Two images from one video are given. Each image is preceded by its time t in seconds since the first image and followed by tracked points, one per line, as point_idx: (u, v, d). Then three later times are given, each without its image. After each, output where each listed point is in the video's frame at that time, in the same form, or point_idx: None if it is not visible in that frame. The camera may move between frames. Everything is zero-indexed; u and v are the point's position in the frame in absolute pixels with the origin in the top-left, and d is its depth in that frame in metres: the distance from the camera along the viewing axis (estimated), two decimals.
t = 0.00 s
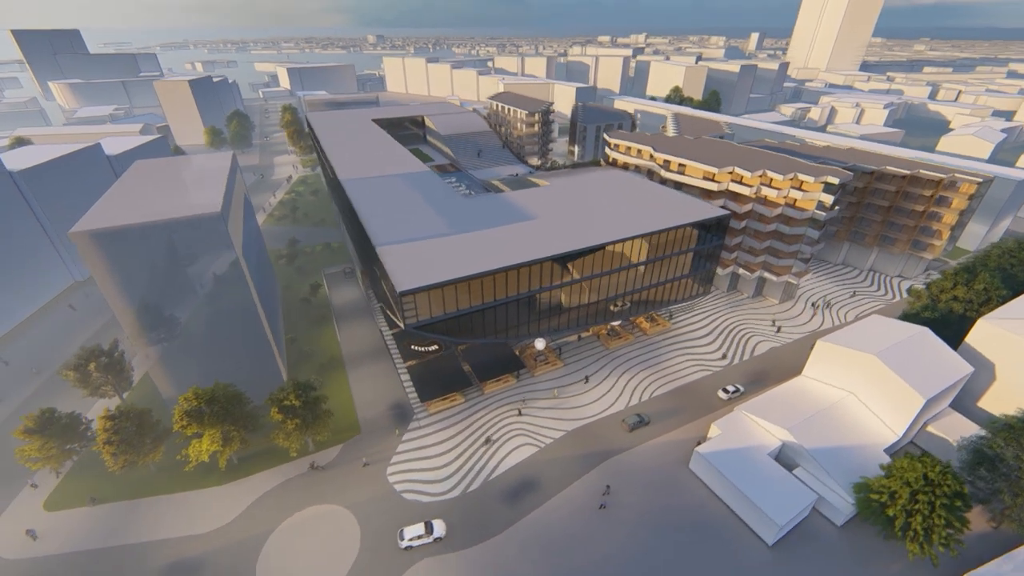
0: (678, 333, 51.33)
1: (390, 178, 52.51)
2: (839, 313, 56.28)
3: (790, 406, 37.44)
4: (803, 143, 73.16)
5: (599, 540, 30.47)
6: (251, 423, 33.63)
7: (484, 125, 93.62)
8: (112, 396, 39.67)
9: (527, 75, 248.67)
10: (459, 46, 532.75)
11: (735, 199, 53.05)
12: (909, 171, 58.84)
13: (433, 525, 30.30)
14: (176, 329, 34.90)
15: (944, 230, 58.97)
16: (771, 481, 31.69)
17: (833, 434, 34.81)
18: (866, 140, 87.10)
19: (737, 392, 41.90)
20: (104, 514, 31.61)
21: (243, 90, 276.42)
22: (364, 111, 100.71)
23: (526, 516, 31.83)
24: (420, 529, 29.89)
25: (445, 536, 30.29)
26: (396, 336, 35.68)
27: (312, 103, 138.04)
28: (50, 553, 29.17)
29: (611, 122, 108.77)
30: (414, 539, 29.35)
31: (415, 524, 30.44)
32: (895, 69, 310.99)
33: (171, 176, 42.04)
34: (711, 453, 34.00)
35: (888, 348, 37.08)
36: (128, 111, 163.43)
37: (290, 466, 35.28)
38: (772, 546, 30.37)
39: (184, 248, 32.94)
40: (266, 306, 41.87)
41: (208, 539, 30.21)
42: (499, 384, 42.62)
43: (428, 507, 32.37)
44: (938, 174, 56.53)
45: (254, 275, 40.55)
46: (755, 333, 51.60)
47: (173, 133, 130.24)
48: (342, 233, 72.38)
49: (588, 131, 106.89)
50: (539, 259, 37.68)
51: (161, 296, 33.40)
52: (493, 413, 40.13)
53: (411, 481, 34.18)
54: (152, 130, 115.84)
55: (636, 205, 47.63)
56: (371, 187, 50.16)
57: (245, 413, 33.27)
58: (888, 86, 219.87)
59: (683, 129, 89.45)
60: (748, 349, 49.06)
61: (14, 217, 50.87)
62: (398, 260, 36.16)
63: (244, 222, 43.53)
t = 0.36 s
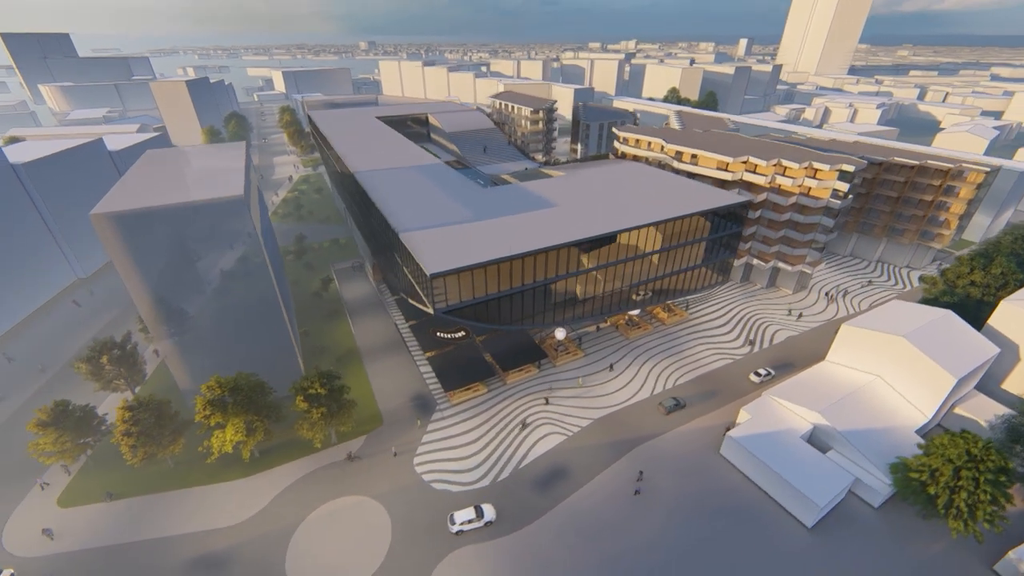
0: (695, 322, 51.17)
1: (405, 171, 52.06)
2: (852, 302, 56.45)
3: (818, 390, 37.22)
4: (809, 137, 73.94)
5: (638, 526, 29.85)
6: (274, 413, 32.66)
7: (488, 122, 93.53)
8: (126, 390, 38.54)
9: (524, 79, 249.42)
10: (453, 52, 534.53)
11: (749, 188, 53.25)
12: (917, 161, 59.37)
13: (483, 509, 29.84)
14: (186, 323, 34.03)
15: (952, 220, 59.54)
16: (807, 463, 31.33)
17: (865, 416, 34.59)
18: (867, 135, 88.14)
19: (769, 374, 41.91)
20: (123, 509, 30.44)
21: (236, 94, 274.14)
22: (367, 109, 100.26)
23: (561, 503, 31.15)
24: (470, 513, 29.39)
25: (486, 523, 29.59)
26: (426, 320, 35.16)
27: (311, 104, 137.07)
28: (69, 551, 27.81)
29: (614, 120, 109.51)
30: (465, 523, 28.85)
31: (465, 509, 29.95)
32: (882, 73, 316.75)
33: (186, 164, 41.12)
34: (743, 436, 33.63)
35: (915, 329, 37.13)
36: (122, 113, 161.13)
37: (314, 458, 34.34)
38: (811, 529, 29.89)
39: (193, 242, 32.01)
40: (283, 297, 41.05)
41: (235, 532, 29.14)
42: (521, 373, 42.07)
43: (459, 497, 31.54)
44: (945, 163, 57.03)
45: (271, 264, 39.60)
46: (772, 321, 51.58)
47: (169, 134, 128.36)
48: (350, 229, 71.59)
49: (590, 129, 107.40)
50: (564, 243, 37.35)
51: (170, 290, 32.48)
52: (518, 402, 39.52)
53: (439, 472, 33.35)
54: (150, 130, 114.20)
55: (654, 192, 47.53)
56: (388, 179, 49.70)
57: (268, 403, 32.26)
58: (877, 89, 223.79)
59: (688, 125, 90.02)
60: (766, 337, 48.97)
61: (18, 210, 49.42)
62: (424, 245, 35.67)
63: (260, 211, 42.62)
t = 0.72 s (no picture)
0: (712, 313, 50.72)
1: (416, 162, 51.42)
2: (865, 292, 56.35)
3: (845, 375, 36.78)
4: (813, 131, 74.44)
5: (675, 514, 28.98)
6: (293, 404, 31.47)
7: (492, 121, 93.23)
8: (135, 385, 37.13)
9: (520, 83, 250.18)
10: (446, 59, 536.59)
11: (762, 179, 53.23)
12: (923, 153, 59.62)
13: (530, 493, 29.12)
14: (195, 317, 33.24)
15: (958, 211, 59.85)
16: (843, 447, 30.67)
17: (896, 400, 34.10)
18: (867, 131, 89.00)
19: (798, 360, 41.78)
20: (135, 507, 28.97)
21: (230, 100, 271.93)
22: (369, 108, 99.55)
23: (594, 493, 30.20)
24: (518, 499, 28.62)
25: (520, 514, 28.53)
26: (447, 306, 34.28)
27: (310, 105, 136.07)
28: (82, 551, 26.31)
29: (615, 119, 109.86)
30: (514, 509, 28.06)
31: (512, 495, 29.15)
32: (870, 79, 322.52)
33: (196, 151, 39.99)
34: (775, 422, 32.96)
35: (940, 312, 36.87)
36: (115, 117, 158.65)
37: (334, 452, 33.11)
38: (850, 513, 29.25)
39: (197, 237, 31.14)
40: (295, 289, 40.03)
41: (256, 527, 27.80)
42: (541, 364, 41.23)
43: (487, 488, 30.43)
44: (952, 154, 57.26)
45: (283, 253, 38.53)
46: (789, 312, 51.27)
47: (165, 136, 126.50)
48: (356, 226, 70.53)
49: (592, 128, 107.53)
50: (586, 228, 36.78)
51: (175, 288, 31.52)
52: (540, 393, 38.64)
53: (465, 463, 32.26)
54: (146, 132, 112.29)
55: (669, 181, 47.18)
56: (400, 170, 48.97)
57: (286, 394, 31.03)
58: (867, 93, 227.54)
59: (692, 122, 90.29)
60: (784, 327, 48.59)
61: (17, 205, 47.83)
62: (444, 229, 34.91)
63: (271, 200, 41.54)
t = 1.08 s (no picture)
0: (726, 306, 49.82)
1: (422, 154, 50.32)
2: (877, 285, 55.77)
3: (871, 363, 35.87)
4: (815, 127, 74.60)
5: (710, 506, 27.55)
6: (304, 398, 29.78)
7: (493, 121, 92.67)
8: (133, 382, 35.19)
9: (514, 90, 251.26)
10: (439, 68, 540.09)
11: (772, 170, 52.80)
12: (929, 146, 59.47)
13: (572, 480, 27.88)
14: (197, 313, 31.65)
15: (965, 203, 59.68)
16: (879, 433, 29.59)
17: (926, 386, 33.18)
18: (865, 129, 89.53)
19: (826, 347, 41.26)
20: (134, 509, 26.97)
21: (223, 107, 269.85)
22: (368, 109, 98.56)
23: (623, 486, 28.71)
24: (562, 486, 27.37)
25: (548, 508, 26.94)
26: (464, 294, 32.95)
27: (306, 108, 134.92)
28: (80, 560, 24.11)
29: (615, 119, 109.98)
30: (558, 498, 26.78)
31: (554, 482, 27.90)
32: (856, 86, 329.01)
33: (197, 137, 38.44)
34: (806, 410, 31.81)
35: (965, 297, 36.14)
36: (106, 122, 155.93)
37: (346, 449, 31.33)
38: (891, 502, 27.96)
39: (197, 232, 29.60)
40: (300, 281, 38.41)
41: (266, 528, 25.93)
42: (558, 357, 39.88)
43: (511, 484, 28.83)
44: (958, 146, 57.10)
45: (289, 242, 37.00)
46: (803, 304, 50.50)
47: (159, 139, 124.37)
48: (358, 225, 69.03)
49: (592, 128, 107.38)
50: (604, 213, 35.76)
51: (172, 286, 29.99)
52: (559, 386, 37.24)
53: (486, 459, 30.63)
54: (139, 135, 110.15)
55: (682, 170, 46.45)
56: (407, 161, 47.85)
57: (297, 387, 29.32)
58: (856, 99, 231.64)
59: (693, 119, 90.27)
60: (800, 318, 47.73)
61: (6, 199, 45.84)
62: (459, 214, 33.72)
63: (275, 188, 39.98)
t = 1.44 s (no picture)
0: (737, 302, 48.38)
1: (423, 148, 48.80)
2: (887, 280, 54.79)
3: (896, 353, 34.46)
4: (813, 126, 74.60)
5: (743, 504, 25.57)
6: (301, 396, 27.53)
7: (490, 123, 91.80)
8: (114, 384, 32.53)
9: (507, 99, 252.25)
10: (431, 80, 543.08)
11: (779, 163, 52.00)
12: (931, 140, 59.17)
13: (608, 471, 26.38)
14: (186, 311, 29.39)
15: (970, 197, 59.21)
16: (914, 425, 27.93)
17: (956, 375, 31.77)
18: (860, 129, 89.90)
19: (848, 338, 40.01)
20: (110, 521, 24.28)
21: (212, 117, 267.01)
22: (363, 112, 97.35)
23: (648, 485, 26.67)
24: (598, 478, 25.81)
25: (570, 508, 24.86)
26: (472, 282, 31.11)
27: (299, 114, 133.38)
28: None
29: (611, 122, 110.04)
30: (596, 491, 25.20)
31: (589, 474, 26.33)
32: (841, 97, 336.09)
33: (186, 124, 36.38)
34: (835, 402, 30.12)
35: (989, 283, 35.04)
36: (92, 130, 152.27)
37: (346, 451, 28.95)
38: (933, 497, 26.11)
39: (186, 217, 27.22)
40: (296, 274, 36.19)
41: (259, 537, 23.43)
42: (568, 354, 37.97)
43: (526, 485, 26.62)
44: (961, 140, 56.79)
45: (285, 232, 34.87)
46: (815, 299, 49.22)
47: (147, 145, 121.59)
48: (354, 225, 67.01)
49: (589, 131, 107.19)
50: (615, 198, 34.24)
51: (156, 279, 27.80)
52: (571, 383, 35.24)
53: (498, 460, 28.40)
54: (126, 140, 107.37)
55: (690, 161, 45.31)
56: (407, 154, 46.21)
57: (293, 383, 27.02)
58: (843, 108, 235.94)
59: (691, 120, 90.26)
60: (813, 313, 46.38)
61: None
62: (465, 199, 32.01)
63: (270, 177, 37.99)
